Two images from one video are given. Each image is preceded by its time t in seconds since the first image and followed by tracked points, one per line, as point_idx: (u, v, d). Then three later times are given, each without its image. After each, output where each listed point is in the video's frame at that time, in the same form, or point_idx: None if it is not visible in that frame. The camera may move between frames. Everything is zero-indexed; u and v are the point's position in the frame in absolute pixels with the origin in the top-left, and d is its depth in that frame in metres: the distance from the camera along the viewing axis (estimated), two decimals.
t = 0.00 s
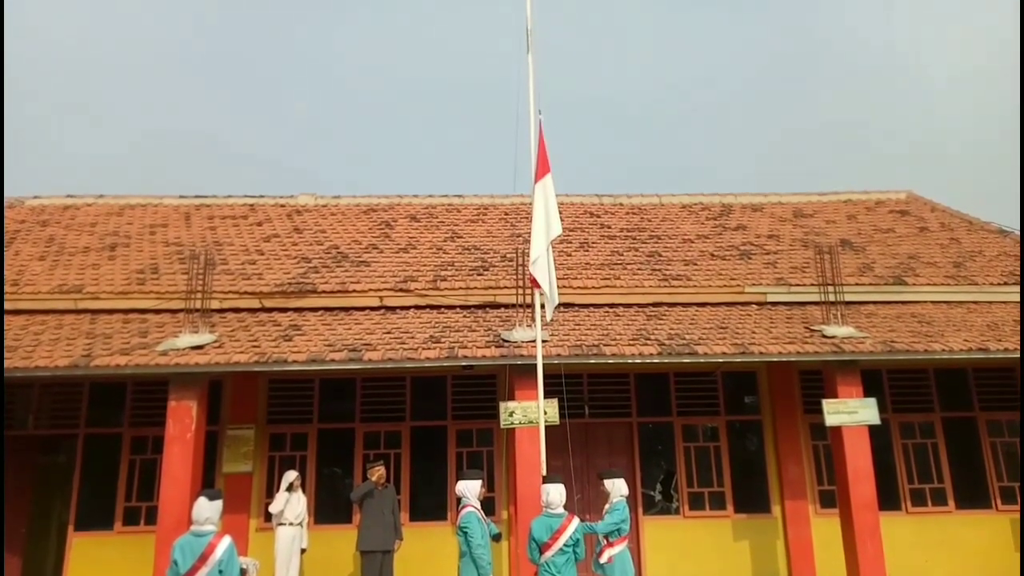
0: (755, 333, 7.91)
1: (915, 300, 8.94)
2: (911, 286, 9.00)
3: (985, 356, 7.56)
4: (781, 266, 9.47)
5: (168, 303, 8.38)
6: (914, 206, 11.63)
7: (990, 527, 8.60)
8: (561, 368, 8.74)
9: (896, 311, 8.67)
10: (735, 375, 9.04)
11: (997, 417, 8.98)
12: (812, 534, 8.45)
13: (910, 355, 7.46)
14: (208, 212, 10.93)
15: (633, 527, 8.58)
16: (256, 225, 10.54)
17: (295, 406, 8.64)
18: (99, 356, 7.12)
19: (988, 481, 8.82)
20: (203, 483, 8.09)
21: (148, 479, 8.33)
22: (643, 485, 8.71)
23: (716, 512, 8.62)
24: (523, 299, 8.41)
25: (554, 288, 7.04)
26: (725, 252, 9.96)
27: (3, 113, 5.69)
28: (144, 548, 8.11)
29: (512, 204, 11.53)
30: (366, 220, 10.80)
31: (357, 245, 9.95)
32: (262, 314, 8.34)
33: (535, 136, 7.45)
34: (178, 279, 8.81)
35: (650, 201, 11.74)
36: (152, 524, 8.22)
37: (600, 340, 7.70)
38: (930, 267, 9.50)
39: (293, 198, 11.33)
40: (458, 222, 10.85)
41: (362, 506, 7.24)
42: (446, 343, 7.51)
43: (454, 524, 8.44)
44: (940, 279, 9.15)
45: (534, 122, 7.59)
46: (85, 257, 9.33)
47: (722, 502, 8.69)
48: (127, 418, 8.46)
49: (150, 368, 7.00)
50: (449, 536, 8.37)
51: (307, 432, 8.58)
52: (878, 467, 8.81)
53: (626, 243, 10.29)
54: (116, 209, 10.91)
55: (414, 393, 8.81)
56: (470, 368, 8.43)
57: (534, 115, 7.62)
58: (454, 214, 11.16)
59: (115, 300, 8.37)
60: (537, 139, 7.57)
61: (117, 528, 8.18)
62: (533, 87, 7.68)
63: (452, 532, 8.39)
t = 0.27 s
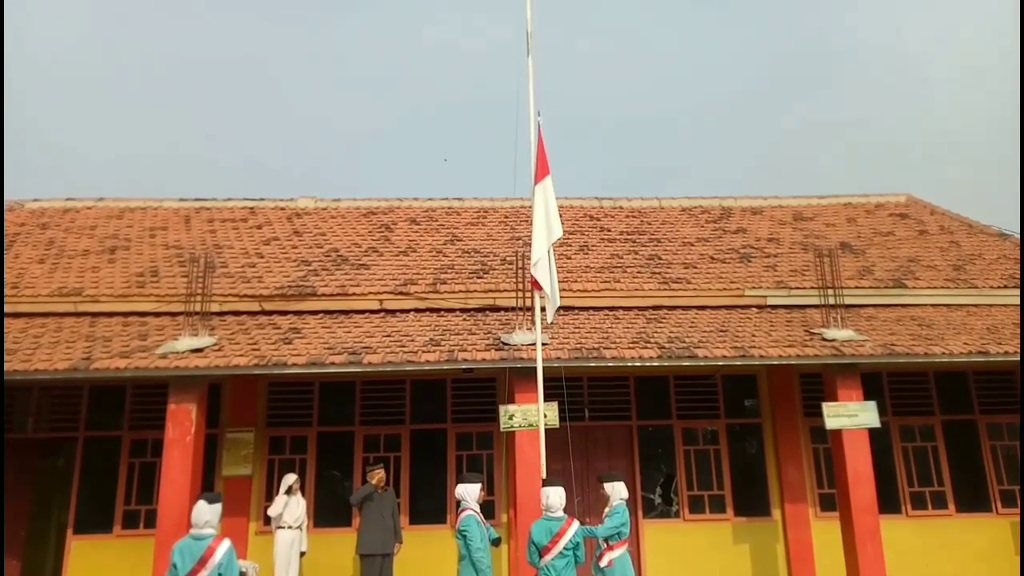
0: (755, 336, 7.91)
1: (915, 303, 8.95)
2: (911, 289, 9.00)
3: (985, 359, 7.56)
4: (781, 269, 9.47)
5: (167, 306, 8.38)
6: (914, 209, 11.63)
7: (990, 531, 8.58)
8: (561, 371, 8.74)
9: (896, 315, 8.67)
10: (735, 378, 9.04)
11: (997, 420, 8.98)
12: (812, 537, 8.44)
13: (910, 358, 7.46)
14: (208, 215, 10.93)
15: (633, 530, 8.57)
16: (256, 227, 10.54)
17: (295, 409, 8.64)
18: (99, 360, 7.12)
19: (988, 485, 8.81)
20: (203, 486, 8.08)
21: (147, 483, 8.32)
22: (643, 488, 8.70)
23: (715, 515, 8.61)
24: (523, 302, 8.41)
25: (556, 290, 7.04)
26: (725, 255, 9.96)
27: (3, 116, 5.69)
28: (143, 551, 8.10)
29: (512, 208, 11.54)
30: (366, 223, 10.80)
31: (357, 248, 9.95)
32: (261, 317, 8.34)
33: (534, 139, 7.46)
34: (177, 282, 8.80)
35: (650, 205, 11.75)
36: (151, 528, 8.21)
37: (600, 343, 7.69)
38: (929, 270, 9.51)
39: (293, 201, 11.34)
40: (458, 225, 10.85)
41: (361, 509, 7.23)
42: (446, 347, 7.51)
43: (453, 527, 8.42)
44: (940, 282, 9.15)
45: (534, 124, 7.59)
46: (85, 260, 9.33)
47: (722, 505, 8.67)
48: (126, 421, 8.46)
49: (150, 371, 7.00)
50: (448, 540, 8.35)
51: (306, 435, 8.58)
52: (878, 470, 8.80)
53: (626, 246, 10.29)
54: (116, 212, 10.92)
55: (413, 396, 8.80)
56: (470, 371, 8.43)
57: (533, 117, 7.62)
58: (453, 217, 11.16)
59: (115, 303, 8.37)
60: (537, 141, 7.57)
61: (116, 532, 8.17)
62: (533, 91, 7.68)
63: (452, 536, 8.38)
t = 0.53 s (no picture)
0: (756, 339, 7.91)
1: (915, 305, 8.94)
2: (911, 292, 9.00)
3: (985, 361, 7.55)
4: (781, 272, 9.47)
5: (167, 308, 8.38)
6: (914, 212, 11.64)
7: (991, 534, 8.57)
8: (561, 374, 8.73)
9: (896, 317, 8.67)
10: (735, 381, 9.04)
11: (998, 423, 8.97)
12: (812, 540, 8.42)
13: (910, 361, 7.46)
14: (208, 218, 10.93)
15: (633, 533, 8.56)
16: (256, 230, 10.54)
17: (295, 412, 8.63)
18: (99, 362, 7.11)
19: (989, 487, 8.80)
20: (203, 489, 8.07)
21: (147, 486, 8.32)
22: (643, 491, 8.69)
23: (716, 518, 8.60)
24: (523, 305, 8.41)
25: (557, 291, 7.03)
26: (725, 258, 9.96)
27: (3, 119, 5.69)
28: (143, 554, 8.09)
29: (512, 210, 11.54)
30: (366, 225, 10.81)
31: (357, 250, 9.95)
32: (261, 320, 8.34)
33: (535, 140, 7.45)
34: (177, 285, 8.80)
35: (650, 207, 11.75)
36: (151, 531, 8.21)
37: (600, 346, 7.69)
38: (930, 273, 9.51)
39: (294, 204, 11.34)
40: (458, 228, 10.85)
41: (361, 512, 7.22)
42: (446, 349, 7.51)
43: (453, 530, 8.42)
44: (941, 285, 9.14)
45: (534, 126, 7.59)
46: (85, 263, 9.33)
47: (722, 508, 8.66)
48: (126, 424, 8.45)
49: (150, 374, 6.99)
50: (448, 543, 8.34)
51: (306, 438, 8.57)
52: (879, 473, 8.79)
53: (626, 248, 10.29)
54: (116, 215, 10.92)
55: (413, 398, 8.80)
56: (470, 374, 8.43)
57: (534, 119, 7.62)
58: (453, 219, 11.17)
59: (115, 306, 8.37)
60: (537, 143, 7.57)
61: (116, 535, 8.16)
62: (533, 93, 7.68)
63: (451, 539, 8.36)
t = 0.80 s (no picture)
0: (755, 342, 7.91)
1: (914, 308, 8.95)
2: (910, 295, 9.01)
3: (983, 364, 7.56)
4: (780, 275, 9.48)
5: (166, 311, 8.38)
6: (912, 215, 11.65)
7: (990, 537, 8.57)
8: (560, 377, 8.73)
9: (895, 320, 8.67)
10: (734, 383, 9.04)
11: (997, 426, 8.97)
12: (812, 543, 8.42)
13: (909, 364, 7.46)
14: (207, 221, 10.93)
15: (632, 536, 8.55)
16: (255, 233, 10.54)
17: (293, 415, 8.62)
18: (97, 365, 7.11)
19: (988, 490, 8.79)
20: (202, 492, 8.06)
21: (145, 489, 8.30)
22: (642, 494, 8.68)
23: (715, 521, 8.59)
24: (522, 307, 8.41)
25: (558, 293, 7.03)
26: (724, 261, 9.97)
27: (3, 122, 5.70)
28: (141, 558, 8.08)
29: (511, 213, 11.55)
30: (365, 228, 10.81)
31: (356, 253, 9.95)
32: (260, 322, 8.33)
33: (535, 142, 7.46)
34: (176, 287, 8.80)
35: (649, 210, 11.76)
36: (149, 534, 8.19)
37: (599, 348, 7.69)
38: (928, 276, 9.52)
39: (293, 206, 11.35)
40: (457, 231, 10.86)
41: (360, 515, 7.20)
42: (445, 352, 7.51)
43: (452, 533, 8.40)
44: (939, 288, 9.15)
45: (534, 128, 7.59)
46: (84, 266, 9.33)
47: (721, 511, 8.65)
48: (125, 427, 8.44)
49: (148, 376, 6.99)
50: (447, 546, 8.33)
51: (305, 441, 8.56)
52: (878, 476, 8.79)
53: (625, 251, 10.30)
54: (115, 217, 10.92)
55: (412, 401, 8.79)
56: (469, 377, 8.43)
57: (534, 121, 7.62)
58: (452, 222, 11.17)
59: (114, 309, 8.37)
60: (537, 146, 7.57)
61: (114, 538, 8.14)
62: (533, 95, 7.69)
63: (450, 542, 8.35)
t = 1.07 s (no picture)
0: (754, 342, 7.90)
1: (914, 308, 8.95)
2: (910, 295, 9.01)
3: (983, 364, 7.55)
4: (779, 275, 9.47)
5: (165, 311, 8.37)
6: (911, 215, 11.65)
7: (990, 537, 8.56)
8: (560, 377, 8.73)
9: (894, 320, 8.67)
10: (733, 384, 9.04)
11: (996, 426, 8.97)
12: (811, 543, 8.41)
13: (909, 364, 7.46)
14: (206, 221, 10.93)
15: (632, 536, 8.55)
16: (254, 233, 10.54)
17: (293, 415, 8.62)
18: (97, 365, 7.10)
19: (987, 490, 8.79)
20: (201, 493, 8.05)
21: (145, 490, 8.30)
22: (642, 494, 8.68)
23: (715, 521, 8.59)
24: (522, 308, 8.40)
25: (559, 293, 7.03)
26: (723, 261, 9.96)
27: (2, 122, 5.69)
28: (140, 558, 8.07)
29: (511, 213, 11.55)
30: (365, 228, 10.81)
31: (355, 253, 9.95)
32: (259, 322, 8.33)
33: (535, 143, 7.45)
34: (175, 287, 8.79)
35: (649, 210, 11.76)
36: (148, 534, 8.18)
37: (599, 348, 7.69)
38: (928, 276, 9.52)
39: (292, 207, 11.34)
40: (457, 231, 10.85)
41: (359, 516, 7.19)
42: (444, 352, 7.50)
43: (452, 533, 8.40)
44: (938, 288, 9.15)
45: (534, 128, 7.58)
46: (83, 266, 9.32)
47: (721, 511, 8.65)
48: (124, 428, 8.43)
49: (148, 377, 6.98)
50: (447, 546, 8.32)
51: (304, 441, 8.56)
52: (877, 476, 8.78)
53: (625, 251, 10.30)
54: (115, 218, 10.92)
55: (411, 401, 8.79)
56: (469, 377, 8.42)
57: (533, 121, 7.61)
58: (452, 222, 11.17)
59: (113, 309, 8.36)
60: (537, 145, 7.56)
61: (113, 539, 8.13)
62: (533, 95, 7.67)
63: (450, 543, 8.34)
